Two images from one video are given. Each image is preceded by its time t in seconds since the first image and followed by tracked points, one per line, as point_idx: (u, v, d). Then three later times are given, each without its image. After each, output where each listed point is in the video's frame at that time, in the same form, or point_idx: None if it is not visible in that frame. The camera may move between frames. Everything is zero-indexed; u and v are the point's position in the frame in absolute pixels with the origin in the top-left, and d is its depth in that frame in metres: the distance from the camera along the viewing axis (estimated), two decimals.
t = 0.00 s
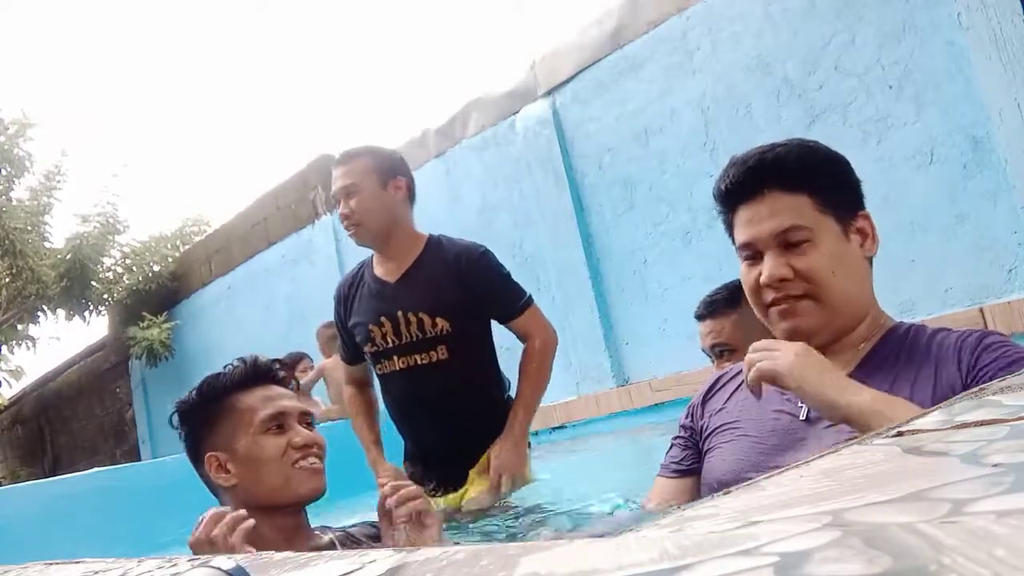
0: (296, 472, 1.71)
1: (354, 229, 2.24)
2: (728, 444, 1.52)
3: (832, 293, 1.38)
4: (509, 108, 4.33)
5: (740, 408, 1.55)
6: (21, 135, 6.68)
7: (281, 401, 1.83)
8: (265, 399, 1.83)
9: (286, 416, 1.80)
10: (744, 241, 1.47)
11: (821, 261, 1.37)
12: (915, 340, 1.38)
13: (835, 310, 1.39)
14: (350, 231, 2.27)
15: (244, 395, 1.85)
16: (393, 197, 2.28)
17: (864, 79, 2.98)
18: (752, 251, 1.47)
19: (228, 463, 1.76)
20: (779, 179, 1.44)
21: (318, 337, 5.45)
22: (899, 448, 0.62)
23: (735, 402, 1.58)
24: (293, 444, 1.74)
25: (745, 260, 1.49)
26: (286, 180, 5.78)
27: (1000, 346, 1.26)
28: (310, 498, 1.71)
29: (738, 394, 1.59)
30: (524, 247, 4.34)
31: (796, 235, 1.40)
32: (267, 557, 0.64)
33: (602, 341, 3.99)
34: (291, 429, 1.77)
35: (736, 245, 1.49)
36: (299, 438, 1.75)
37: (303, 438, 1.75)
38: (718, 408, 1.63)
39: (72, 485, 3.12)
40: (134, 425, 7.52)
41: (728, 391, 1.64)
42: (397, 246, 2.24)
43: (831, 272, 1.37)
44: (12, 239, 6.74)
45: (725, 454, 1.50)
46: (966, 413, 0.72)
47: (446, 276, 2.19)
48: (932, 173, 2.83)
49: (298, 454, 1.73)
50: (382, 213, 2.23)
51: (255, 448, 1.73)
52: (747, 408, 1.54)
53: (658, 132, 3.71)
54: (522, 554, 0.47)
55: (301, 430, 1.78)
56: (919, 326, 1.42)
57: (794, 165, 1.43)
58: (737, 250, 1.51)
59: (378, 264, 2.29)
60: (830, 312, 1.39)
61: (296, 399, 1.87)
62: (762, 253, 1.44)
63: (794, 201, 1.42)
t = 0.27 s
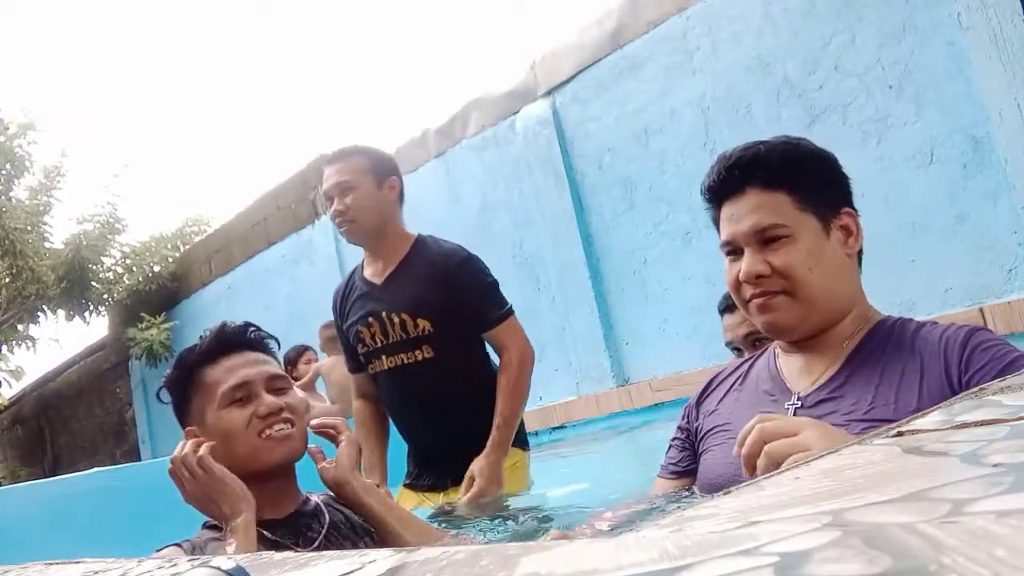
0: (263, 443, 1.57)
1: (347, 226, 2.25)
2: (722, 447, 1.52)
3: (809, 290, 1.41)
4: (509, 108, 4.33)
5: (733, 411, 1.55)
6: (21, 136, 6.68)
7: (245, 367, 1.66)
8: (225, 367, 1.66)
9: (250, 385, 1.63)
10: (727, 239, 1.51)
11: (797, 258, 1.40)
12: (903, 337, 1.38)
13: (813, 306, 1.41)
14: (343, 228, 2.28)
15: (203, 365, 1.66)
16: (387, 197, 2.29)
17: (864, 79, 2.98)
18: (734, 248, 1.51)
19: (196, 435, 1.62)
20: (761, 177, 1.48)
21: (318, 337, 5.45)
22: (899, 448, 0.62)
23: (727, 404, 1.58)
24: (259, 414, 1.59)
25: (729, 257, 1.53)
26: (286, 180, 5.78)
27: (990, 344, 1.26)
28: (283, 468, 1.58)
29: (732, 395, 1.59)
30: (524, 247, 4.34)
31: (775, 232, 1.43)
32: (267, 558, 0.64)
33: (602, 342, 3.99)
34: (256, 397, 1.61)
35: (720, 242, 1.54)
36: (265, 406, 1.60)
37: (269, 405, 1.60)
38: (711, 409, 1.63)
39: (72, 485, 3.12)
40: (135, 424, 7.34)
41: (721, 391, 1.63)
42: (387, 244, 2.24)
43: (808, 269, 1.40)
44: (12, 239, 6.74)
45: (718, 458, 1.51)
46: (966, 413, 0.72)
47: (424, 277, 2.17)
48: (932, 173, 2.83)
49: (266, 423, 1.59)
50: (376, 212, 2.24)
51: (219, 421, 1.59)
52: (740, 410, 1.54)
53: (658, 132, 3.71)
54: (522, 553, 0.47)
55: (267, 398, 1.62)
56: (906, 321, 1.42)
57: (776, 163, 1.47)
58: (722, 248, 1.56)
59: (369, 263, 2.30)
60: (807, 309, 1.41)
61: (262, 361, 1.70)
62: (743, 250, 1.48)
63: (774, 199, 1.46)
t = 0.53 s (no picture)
0: (264, 446, 1.55)
1: (346, 220, 2.23)
2: (718, 453, 1.52)
3: (794, 293, 1.41)
4: (509, 108, 4.33)
5: (728, 415, 1.55)
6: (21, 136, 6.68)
7: (247, 367, 1.61)
8: (234, 366, 1.62)
9: (252, 386, 1.58)
10: (712, 242, 1.51)
11: (782, 260, 1.41)
12: (892, 333, 1.39)
13: (797, 309, 1.42)
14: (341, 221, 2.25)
15: (216, 366, 1.64)
16: (388, 192, 2.28)
17: (864, 79, 2.98)
18: (720, 251, 1.51)
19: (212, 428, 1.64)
20: (746, 179, 1.49)
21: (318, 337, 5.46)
22: (899, 448, 0.62)
23: (723, 408, 1.58)
24: (258, 417, 1.56)
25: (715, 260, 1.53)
26: (286, 180, 5.79)
27: (979, 341, 1.27)
28: (286, 468, 1.55)
29: (727, 399, 1.59)
30: (524, 247, 4.34)
31: (759, 235, 1.44)
32: (266, 558, 0.64)
33: (602, 341, 3.99)
34: (256, 399, 1.57)
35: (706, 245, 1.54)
36: (263, 409, 1.56)
37: (266, 409, 1.55)
38: (708, 414, 1.62)
39: (72, 485, 3.12)
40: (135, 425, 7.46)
41: (717, 395, 1.63)
42: (386, 239, 2.24)
43: (792, 272, 1.40)
44: (12, 239, 6.72)
45: (715, 464, 1.51)
46: (967, 413, 0.72)
47: (416, 272, 2.17)
48: (932, 173, 2.83)
49: (265, 427, 1.55)
50: (378, 208, 2.23)
51: (224, 423, 1.58)
52: (734, 415, 1.54)
53: (658, 132, 3.71)
54: (522, 553, 0.47)
55: (266, 400, 1.57)
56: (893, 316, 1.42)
57: (760, 165, 1.47)
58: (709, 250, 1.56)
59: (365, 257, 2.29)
60: (793, 311, 1.42)
61: (268, 357, 1.63)
62: (728, 253, 1.49)
63: (758, 201, 1.46)
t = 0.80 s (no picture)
0: (263, 482, 1.58)
1: (350, 213, 2.20)
2: (717, 451, 1.52)
3: (792, 292, 1.40)
4: (509, 108, 4.33)
5: (728, 413, 1.55)
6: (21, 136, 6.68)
7: (249, 405, 1.64)
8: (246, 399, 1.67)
9: (255, 421, 1.62)
10: (712, 242, 1.51)
11: (778, 260, 1.40)
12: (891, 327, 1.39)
13: (795, 308, 1.41)
14: (343, 214, 2.22)
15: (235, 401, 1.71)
16: (391, 187, 2.26)
17: (864, 79, 2.98)
18: (719, 251, 1.51)
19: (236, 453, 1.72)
20: (745, 179, 1.49)
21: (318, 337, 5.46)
22: (900, 448, 0.62)
23: (724, 406, 1.58)
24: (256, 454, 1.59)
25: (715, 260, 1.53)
26: (286, 180, 5.78)
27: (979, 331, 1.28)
28: (285, 503, 1.58)
29: (727, 397, 1.59)
30: (524, 247, 4.34)
31: (756, 235, 1.43)
32: (267, 558, 0.64)
33: (602, 341, 3.99)
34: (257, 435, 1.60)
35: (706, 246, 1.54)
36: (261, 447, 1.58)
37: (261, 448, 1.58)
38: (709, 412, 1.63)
39: (72, 485, 3.11)
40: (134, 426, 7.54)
41: (719, 394, 1.63)
42: (389, 232, 2.21)
43: (789, 271, 1.40)
44: (12, 239, 6.72)
45: (714, 461, 1.51)
46: (967, 413, 0.72)
47: (416, 265, 2.12)
48: (932, 173, 2.83)
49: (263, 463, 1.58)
50: (381, 202, 2.21)
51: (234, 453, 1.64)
52: (734, 412, 1.54)
53: (658, 132, 3.71)
54: (522, 553, 0.47)
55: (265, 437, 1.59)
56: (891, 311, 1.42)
57: (757, 164, 1.47)
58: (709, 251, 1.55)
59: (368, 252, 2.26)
60: (791, 311, 1.41)
61: (270, 392, 1.65)
62: (726, 253, 1.48)
63: (757, 201, 1.46)
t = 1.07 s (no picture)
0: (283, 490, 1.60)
1: (352, 206, 2.20)
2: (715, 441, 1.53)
3: (794, 290, 1.40)
4: (509, 108, 4.33)
5: (726, 404, 1.56)
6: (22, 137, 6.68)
7: (275, 414, 1.66)
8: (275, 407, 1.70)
9: (280, 431, 1.63)
10: (714, 241, 1.51)
11: (780, 258, 1.40)
12: (891, 319, 1.39)
13: (797, 306, 1.40)
14: (344, 208, 2.22)
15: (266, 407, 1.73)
16: (394, 182, 2.26)
17: (864, 79, 2.98)
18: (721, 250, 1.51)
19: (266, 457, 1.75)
20: (746, 178, 1.48)
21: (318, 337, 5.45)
22: (899, 448, 0.62)
23: (724, 399, 1.59)
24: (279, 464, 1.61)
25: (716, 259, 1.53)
26: (286, 180, 5.78)
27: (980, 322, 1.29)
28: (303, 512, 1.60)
29: (728, 391, 1.60)
30: (523, 247, 4.34)
31: (757, 233, 1.43)
32: (267, 558, 0.64)
33: (602, 341, 3.99)
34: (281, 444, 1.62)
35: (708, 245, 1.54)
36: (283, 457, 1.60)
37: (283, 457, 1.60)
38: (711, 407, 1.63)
39: (72, 485, 3.11)
40: (135, 424, 7.47)
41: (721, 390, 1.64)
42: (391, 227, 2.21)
43: (791, 268, 1.40)
44: (12, 239, 6.72)
45: (712, 451, 1.52)
46: (967, 413, 0.72)
47: (415, 261, 2.12)
48: (932, 173, 2.83)
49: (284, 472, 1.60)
50: (383, 196, 2.21)
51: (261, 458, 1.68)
52: (732, 403, 1.55)
53: (658, 132, 3.71)
54: (521, 553, 0.47)
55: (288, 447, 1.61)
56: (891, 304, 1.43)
57: (759, 163, 1.47)
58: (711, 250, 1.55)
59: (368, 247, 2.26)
60: (792, 308, 1.41)
61: (296, 403, 1.66)
62: (727, 251, 1.48)
63: (758, 199, 1.46)
